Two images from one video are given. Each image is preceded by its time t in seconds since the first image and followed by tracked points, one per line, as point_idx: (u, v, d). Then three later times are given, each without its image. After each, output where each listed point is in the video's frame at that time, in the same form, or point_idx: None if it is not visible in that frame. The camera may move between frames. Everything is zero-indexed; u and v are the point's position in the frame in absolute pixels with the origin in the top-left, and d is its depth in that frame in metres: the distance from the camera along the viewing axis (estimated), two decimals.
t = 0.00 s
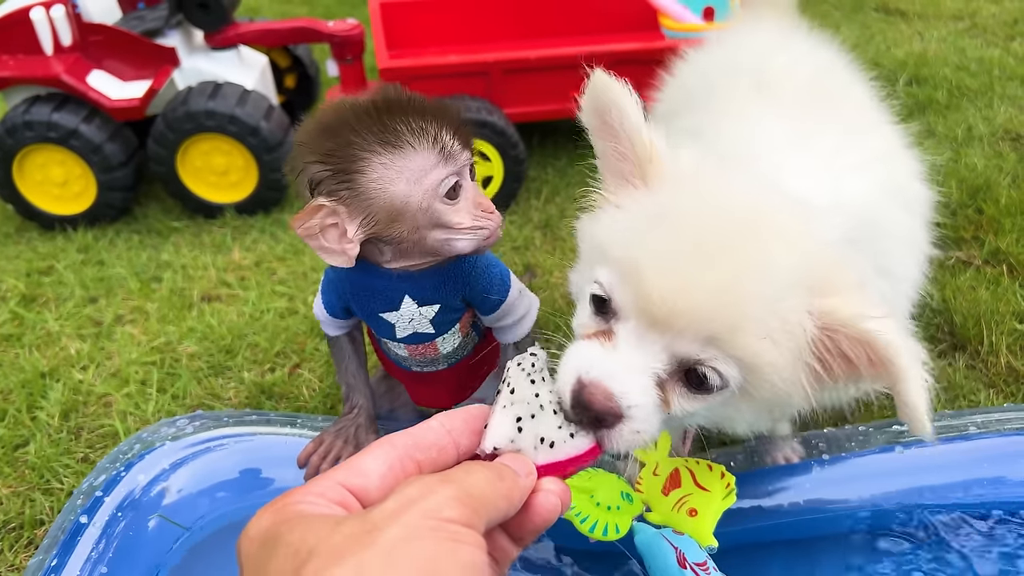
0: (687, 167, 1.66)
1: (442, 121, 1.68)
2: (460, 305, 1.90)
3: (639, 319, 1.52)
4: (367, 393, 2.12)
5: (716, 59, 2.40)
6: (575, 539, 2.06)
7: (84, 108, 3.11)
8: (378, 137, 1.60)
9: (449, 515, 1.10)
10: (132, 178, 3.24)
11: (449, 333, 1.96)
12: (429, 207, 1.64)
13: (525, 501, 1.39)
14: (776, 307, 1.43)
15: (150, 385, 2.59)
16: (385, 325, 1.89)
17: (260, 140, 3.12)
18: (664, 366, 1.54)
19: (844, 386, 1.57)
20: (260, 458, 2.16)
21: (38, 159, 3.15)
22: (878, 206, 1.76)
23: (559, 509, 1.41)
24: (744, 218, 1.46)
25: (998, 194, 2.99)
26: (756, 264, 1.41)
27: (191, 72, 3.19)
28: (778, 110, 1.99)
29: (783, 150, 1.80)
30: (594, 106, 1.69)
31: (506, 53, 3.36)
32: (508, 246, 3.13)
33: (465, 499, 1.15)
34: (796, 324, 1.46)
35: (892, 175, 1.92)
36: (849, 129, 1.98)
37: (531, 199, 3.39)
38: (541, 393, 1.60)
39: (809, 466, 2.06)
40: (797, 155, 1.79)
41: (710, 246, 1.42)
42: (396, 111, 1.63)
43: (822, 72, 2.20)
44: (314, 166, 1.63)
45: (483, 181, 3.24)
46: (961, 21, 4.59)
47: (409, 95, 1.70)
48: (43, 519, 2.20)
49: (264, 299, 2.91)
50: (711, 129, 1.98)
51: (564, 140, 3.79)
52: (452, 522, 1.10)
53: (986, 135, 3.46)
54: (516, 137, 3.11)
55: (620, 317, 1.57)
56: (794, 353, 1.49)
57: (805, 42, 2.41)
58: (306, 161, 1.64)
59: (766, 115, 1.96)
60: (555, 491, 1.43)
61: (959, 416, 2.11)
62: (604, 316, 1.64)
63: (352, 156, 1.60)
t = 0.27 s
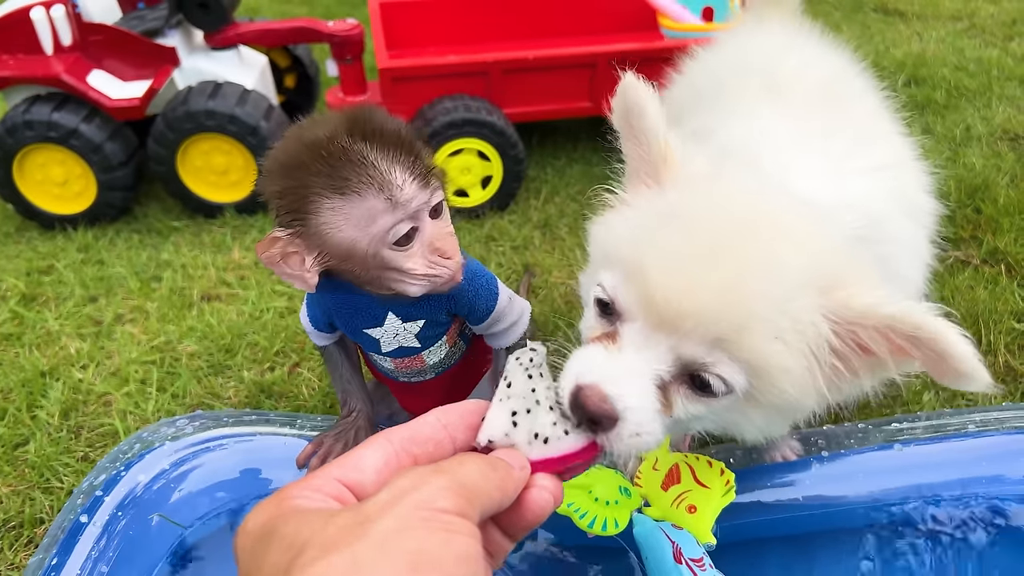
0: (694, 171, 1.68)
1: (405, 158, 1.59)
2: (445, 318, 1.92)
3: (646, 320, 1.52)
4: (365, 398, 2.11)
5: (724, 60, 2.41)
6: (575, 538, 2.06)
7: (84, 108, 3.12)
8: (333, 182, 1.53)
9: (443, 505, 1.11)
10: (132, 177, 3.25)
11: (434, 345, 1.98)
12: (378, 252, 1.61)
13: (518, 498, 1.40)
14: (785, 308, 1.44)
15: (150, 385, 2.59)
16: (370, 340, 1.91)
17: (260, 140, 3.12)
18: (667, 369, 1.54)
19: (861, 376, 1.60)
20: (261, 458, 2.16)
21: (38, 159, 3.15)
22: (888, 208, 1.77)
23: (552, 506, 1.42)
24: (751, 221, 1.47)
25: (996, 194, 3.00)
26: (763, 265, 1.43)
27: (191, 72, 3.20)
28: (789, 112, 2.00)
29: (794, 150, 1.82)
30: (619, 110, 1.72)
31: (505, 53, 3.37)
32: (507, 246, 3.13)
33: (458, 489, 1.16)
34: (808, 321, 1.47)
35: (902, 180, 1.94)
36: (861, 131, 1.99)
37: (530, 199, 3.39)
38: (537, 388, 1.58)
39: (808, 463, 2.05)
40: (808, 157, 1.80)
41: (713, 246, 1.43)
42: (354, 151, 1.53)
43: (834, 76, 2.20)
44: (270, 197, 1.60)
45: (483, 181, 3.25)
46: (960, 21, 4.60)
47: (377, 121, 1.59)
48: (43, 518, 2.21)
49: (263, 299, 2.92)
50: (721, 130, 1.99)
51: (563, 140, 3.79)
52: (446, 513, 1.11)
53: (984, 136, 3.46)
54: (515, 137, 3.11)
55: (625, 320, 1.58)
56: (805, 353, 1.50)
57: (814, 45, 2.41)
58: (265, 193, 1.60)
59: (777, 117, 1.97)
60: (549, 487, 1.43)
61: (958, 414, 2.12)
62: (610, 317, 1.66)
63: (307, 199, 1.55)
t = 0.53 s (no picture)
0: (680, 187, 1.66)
1: (398, 179, 1.58)
2: (453, 323, 1.94)
3: (622, 340, 1.49)
4: (367, 398, 2.12)
5: (722, 66, 2.39)
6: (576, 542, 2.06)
7: (84, 107, 3.12)
8: (323, 193, 1.56)
9: (432, 516, 1.11)
10: (131, 177, 3.25)
11: (440, 350, 1.99)
12: (358, 265, 1.63)
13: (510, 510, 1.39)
14: (767, 333, 1.41)
15: (150, 385, 2.59)
16: (377, 340, 1.91)
17: (259, 140, 3.12)
18: (643, 389, 1.51)
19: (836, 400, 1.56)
20: (262, 459, 2.16)
21: (37, 158, 3.15)
22: (876, 226, 1.74)
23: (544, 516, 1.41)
24: (736, 240, 1.45)
25: (996, 194, 3.00)
26: (746, 288, 1.40)
27: (191, 72, 3.19)
28: (782, 122, 1.98)
29: (786, 163, 1.79)
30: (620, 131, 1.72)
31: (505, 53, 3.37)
32: (508, 246, 3.13)
33: (448, 497, 1.15)
34: (790, 347, 1.44)
35: (893, 194, 1.91)
36: (852, 143, 1.97)
37: (530, 199, 3.39)
38: (528, 393, 1.65)
39: (806, 466, 2.06)
40: (800, 169, 1.78)
41: (696, 263, 1.41)
42: (347, 166, 1.54)
43: (830, 84, 2.19)
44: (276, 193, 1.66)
45: (483, 181, 3.24)
46: (960, 21, 4.60)
47: (382, 137, 1.59)
48: (43, 518, 2.21)
49: (263, 299, 2.91)
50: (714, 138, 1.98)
51: (563, 140, 3.79)
52: (435, 523, 1.10)
53: (984, 136, 3.46)
54: (516, 138, 3.11)
55: (603, 338, 1.55)
56: (786, 381, 1.46)
57: (812, 49, 2.40)
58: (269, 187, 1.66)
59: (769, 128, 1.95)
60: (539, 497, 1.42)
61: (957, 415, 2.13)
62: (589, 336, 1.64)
63: (301, 204, 1.59)
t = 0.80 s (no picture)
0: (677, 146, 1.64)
1: (415, 192, 1.58)
2: (461, 333, 1.94)
3: (626, 309, 1.56)
4: (366, 398, 2.11)
5: (713, 51, 2.38)
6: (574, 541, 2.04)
7: (81, 106, 3.11)
8: (340, 204, 1.57)
9: (444, 499, 1.12)
10: (128, 176, 3.24)
11: (447, 358, 1.99)
12: (372, 279, 1.63)
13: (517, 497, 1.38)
14: (767, 286, 1.44)
15: (146, 383, 2.59)
16: (385, 348, 1.92)
17: (257, 139, 3.11)
18: (653, 356, 1.59)
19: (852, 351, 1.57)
20: (258, 457, 2.16)
21: (34, 156, 3.14)
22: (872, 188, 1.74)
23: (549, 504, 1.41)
24: (734, 197, 1.44)
25: (994, 194, 2.99)
26: (742, 249, 1.41)
27: (188, 70, 3.18)
28: (772, 99, 1.97)
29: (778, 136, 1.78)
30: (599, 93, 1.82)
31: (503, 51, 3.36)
32: (505, 245, 3.13)
33: (460, 484, 1.16)
34: (792, 299, 1.46)
35: (885, 167, 1.91)
36: (839, 121, 1.95)
37: (528, 198, 3.39)
38: (529, 378, 1.57)
39: (802, 465, 2.06)
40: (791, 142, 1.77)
41: (689, 232, 1.42)
42: (364, 176, 1.56)
43: (814, 67, 2.18)
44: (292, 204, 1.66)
45: (482, 179, 3.23)
46: (958, 21, 4.59)
47: (401, 149, 1.60)
48: (38, 517, 2.20)
49: (260, 297, 2.91)
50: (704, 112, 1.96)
51: (560, 139, 3.79)
52: (448, 506, 1.11)
53: (982, 135, 3.46)
54: (514, 136, 3.11)
55: (612, 311, 1.62)
56: (799, 323, 1.48)
57: (800, 40, 2.41)
58: (286, 197, 1.68)
59: (761, 105, 1.94)
60: (545, 484, 1.42)
61: (952, 415, 2.13)
62: (602, 305, 1.70)
63: (317, 216, 1.60)
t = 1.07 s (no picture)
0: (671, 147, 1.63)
1: (417, 186, 1.58)
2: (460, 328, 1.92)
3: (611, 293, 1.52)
4: (366, 394, 2.11)
5: (703, 48, 2.37)
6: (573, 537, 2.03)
7: (80, 103, 3.10)
8: (342, 195, 1.57)
9: (416, 488, 1.10)
10: (128, 173, 3.24)
11: (446, 353, 1.98)
12: (371, 272, 1.61)
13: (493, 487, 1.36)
14: (757, 282, 1.41)
15: (146, 380, 2.58)
16: (384, 343, 1.91)
17: (257, 136, 3.11)
18: (629, 344, 1.53)
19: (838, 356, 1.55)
20: (258, 454, 2.15)
21: (33, 154, 3.14)
22: (862, 188, 1.73)
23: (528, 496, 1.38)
24: (720, 195, 1.43)
25: (996, 191, 2.99)
26: (729, 244, 1.39)
27: (187, 67, 3.18)
28: (761, 98, 1.95)
29: (766, 138, 1.77)
30: (606, 92, 1.74)
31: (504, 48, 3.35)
32: (506, 242, 3.12)
33: (432, 473, 1.15)
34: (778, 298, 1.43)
35: (878, 164, 1.89)
36: (833, 117, 1.95)
37: (529, 195, 3.38)
38: (504, 369, 1.58)
39: (805, 460, 2.06)
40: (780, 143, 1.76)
41: (682, 220, 1.40)
42: (368, 169, 1.56)
43: (805, 62, 2.17)
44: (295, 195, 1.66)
45: (482, 176, 3.23)
46: (959, 19, 4.59)
47: (405, 144, 1.60)
48: (38, 514, 2.19)
49: (261, 294, 2.90)
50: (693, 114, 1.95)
51: (561, 137, 3.78)
52: (419, 495, 1.10)
53: (983, 133, 3.45)
54: (514, 134, 3.10)
55: (594, 296, 1.58)
56: (777, 330, 1.46)
57: (793, 37, 2.40)
58: (289, 189, 1.68)
59: (750, 104, 1.93)
60: (523, 475, 1.40)
61: (956, 410, 2.14)
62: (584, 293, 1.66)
63: (320, 207, 1.60)
